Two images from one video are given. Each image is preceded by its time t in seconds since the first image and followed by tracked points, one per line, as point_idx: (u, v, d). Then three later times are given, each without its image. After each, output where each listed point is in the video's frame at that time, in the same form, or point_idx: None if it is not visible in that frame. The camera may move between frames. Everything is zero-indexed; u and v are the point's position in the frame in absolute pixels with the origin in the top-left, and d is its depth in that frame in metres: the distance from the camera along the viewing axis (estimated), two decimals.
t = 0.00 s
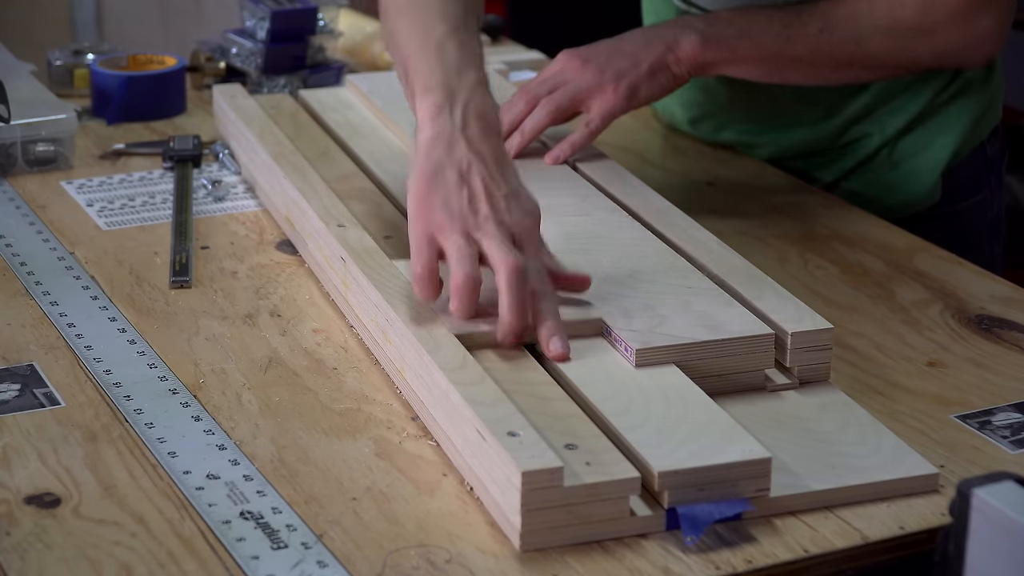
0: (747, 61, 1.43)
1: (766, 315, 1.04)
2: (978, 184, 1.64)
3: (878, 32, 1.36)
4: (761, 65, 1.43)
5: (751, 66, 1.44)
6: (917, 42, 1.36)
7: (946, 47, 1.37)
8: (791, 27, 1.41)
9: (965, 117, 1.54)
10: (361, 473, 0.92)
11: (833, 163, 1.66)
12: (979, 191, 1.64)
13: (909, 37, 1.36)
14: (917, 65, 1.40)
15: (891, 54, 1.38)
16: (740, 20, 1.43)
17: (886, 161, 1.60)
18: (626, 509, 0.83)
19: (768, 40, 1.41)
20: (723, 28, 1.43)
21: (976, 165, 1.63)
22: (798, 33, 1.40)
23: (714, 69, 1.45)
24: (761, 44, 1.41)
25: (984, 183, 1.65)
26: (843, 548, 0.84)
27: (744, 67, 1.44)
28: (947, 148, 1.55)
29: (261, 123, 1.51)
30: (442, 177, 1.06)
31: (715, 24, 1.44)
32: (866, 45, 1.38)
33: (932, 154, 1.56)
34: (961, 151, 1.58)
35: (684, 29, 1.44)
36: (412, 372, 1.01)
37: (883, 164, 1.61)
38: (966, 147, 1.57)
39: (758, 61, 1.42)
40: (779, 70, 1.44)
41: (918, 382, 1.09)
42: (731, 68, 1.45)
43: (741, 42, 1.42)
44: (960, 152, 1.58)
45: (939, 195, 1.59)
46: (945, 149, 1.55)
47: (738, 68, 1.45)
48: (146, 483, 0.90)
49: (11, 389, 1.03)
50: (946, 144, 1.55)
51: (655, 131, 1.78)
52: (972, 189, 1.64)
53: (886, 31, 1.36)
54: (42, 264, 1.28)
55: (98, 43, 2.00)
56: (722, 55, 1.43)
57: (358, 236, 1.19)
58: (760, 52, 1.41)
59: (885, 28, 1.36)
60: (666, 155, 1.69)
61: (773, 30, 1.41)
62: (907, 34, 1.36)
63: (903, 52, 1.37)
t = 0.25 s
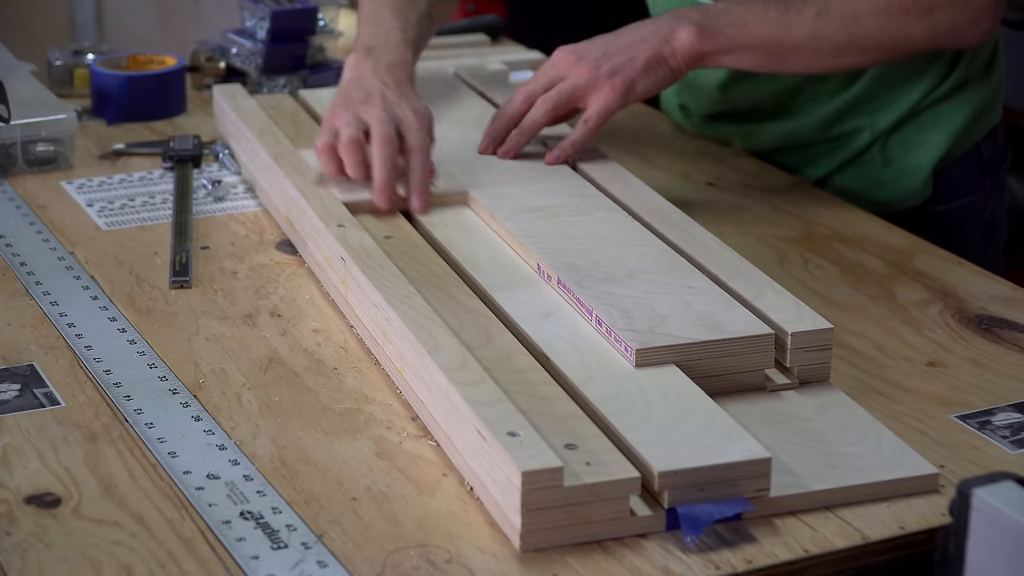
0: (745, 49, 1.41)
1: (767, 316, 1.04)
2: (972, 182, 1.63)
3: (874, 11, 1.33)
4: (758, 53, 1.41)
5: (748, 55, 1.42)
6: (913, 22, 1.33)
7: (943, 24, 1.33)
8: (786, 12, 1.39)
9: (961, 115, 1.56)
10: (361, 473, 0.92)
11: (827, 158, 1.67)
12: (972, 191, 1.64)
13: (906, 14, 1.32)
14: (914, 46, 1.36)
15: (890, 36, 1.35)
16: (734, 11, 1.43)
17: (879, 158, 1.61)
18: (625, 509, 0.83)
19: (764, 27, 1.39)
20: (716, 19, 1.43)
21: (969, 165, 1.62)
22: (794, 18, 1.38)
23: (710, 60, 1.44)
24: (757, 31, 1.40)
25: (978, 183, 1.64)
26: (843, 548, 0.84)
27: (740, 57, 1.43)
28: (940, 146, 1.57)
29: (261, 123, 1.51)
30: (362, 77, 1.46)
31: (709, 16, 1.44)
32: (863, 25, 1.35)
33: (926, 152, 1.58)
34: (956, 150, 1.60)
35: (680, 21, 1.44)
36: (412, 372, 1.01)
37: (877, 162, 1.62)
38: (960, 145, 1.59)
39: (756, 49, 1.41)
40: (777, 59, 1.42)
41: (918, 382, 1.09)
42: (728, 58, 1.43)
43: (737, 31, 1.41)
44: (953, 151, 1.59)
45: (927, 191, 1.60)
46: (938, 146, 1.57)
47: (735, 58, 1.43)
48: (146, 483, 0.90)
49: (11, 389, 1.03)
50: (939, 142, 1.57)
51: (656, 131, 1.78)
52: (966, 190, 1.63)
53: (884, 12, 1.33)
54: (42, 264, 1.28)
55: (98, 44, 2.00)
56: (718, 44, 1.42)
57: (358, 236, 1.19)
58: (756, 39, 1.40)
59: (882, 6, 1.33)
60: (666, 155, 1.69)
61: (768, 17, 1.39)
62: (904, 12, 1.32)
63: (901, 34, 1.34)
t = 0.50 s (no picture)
0: (742, 43, 1.41)
1: (767, 316, 1.03)
2: (967, 186, 1.63)
3: (869, 3, 1.33)
4: (754, 47, 1.42)
5: (745, 49, 1.42)
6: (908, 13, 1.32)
7: (939, 14, 1.32)
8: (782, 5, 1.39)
9: (957, 117, 1.56)
10: (361, 473, 0.92)
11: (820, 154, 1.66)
12: (967, 195, 1.64)
13: (901, 5, 1.32)
14: (910, 37, 1.35)
15: (886, 28, 1.34)
16: (731, 4, 1.42)
17: (872, 155, 1.61)
18: (625, 509, 0.83)
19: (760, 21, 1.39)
20: (713, 14, 1.43)
21: (964, 168, 1.62)
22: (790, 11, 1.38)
23: (707, 55, 1.44)
24: (753, 25, 1.40)
25: (974, 188, 1.64)
26: (843, 548, 0.84)
27: (737, 51, 1.43)
28: (932, 147, 1.57)
29: (260, 123, 1.51)
30: (334, 26, 1.68)
31: (707, 11, 1.44)
32: (859, 16, 1.34)
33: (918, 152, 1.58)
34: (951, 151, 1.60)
35: (676, 16, 1.44)
36: (412, 373, 1.01)
37: (868, 159, 1.62)
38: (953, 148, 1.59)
39: (752, 43, 1.41)
40: (774, 53, 1.42)
41: (918, 382, 1.09)
42: (725, 53, 1.44)
43: (733, 26, 1.41)
44: (947, 151, 1.59)
45: (920, 190, 1.61)
46: (931, 147, 1.57)
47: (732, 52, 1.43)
48: (146, 483, 0.90)
49: (11, 389, 1.03)
50: (932, 142, 1.57)
51: (656, 132, 1.78)
52: (959, 193, 1.63)
53: (879, 4, 1.33)
54: (42, 264, 1.28)
55: (98, 44, 2.00)
56: (714, 39, 1.42)
57: (358, 236, 1.19)
58: (752, 33, 1.40)
59: None
60: (667, 155, 1.69)
61: (764, 11, 1.39)
62: (899, 3, 1.32)
63: (896, 27, 1.34)
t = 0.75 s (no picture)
0: (739, 45, 1.42)
1: (767, 317, 1.03)
2: (971, 191, 1.64)
3: (867, 7, 1.33)
4: (752, 49, 1.42)
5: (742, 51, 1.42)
6: (905, 18, 1.33)
7: (936, 19, 1.32)
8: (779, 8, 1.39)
9: (961, 123, 1.56)
10: (361, 473, 0.92)
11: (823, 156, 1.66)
12: (971, 200, 1.65)
13: (898, 9, 1.32)
14: (908, 42, 1.35)
15: (883, 32, 1.34)
16: (728, 6, 1.43)
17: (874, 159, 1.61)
18: (625, 509, 0.83)
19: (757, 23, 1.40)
20: (710, 15, 1.43)
21: (967, 173, 1.63)
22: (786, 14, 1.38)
23: (705, 57, 1.45)
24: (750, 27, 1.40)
25: (977, 193, 1.65)
26: (843, 548, 0.84)
27: (734, 53, 1.43)
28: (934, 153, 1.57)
29: (261, 123, 1.51)
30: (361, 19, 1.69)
31: (704, 12, 1.44)
32: (856, 21, 1.35)
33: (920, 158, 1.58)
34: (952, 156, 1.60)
35: (674, 17, 1.45)
36: (411, 373, 1.01)
37: (870, 163, 1.61)
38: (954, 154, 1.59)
39: (750, 45, 1.41)
40: (772, 55, 1.42)
41: (917, 382, 1.09)
42: (722, 55, 1.44)
43: (730, 28, 1.41)
44: (948, 156, 1.59)
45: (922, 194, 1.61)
46: (933, 153, 1.57)
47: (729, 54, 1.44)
48: (146, 483, 0.90)
49: (11, 389, 1.03)
50: (935, 148, 1.57)
51: (656, 131, 1.78)
52: (961, 198, 1.64)
53: (877, 8, 1.33)
54: (42, 264, 1.28)
55: (98, 44, 2.00)
56: (712, 40, 1.42)
57: (358, 237, 1.18)
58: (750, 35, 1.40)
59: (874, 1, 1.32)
60: (666, 155, 1.69)
61: (762, 14, 1.39)
62: (897, 8, 1.32)
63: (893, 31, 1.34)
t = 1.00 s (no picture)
0: (739, 45, 1.42)
1: (767, 317, 1.03)
2: (979, 197, 1.65)
3: (867, 9, 1.33)
4: (753, 49, 1.42)
5: (743, 50, 1.42)
6: (906, 22, 1.32)
7: (938, 22, 1.32)
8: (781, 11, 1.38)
9: (968, 127, 1.55)
10: (361, 473, 0.92)
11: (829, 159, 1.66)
12: (978, 206, 1.65)
13: (899, 12, 1.31)
14: (908, 44, 1.35)
15: (884, 35, 1.34)
16: (729, 6, 1.42)
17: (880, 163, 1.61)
18: (625, 509, 0.83)
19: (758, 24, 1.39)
20: (710, 15, 1.43)
21: (975, 178, 1.64)
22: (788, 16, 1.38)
23: (705, 56, 1.45)
24: (751, 28, 1.40)
25: (984, 199, 1.66)
26: (843, 548, 0.84)
27: (735, 52, 1.43)
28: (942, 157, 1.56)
29: (261, 123, 1.51)
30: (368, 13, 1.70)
31: (705, 11, 1.44)
32: (857, 22, 1.34)
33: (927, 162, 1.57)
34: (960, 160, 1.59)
35: (674, 17, 1.45)
36: (412, 373, 1.01)
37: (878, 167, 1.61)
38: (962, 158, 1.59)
39: (749, 45, 1.41)
40: (772, 55, 1.42)
41: (917, 382, 1.09)
42: (722, 54, 1.44)
43: (731, 28, 1.41)
44: (955, 160, 1.59)
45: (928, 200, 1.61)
46: (940, 157, 1.56)
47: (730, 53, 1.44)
48: (146, 483, 0.90)
49: (11, 389, 1.03)
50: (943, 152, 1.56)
51: (656, 131, 1.78)
52: (969, 204, 1.65)
53: (878, 11, 1.32)
54: (42, 264, 1.28)
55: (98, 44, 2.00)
56: (712, 40, 1.42)
57: (358, 236, 1.18)
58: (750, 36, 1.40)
59: (875, 4, 1.32)
60: (667, 155, 1.69)
61: (762, 14, 1.39)
62: (898, 10, 1.31)
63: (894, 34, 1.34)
